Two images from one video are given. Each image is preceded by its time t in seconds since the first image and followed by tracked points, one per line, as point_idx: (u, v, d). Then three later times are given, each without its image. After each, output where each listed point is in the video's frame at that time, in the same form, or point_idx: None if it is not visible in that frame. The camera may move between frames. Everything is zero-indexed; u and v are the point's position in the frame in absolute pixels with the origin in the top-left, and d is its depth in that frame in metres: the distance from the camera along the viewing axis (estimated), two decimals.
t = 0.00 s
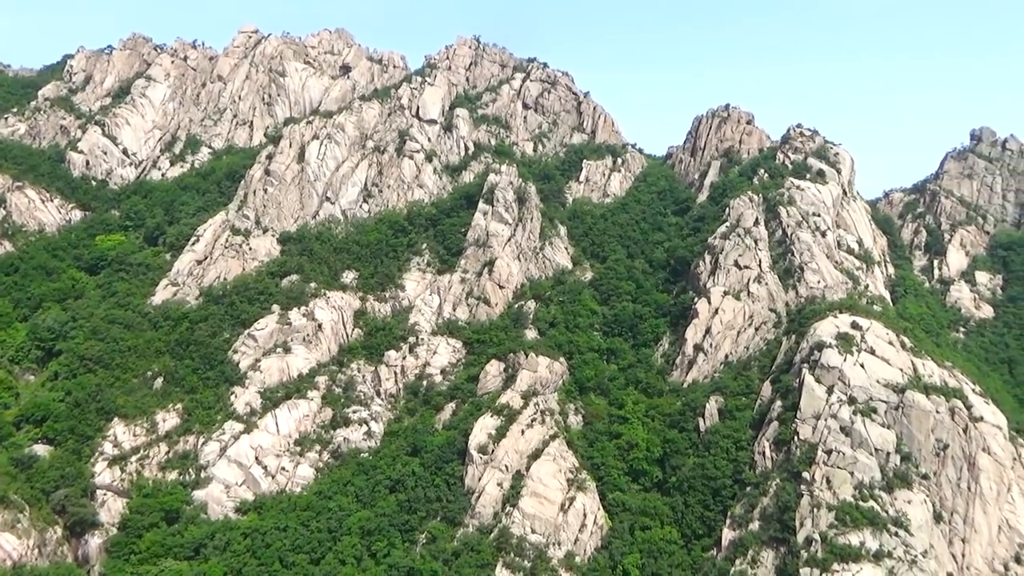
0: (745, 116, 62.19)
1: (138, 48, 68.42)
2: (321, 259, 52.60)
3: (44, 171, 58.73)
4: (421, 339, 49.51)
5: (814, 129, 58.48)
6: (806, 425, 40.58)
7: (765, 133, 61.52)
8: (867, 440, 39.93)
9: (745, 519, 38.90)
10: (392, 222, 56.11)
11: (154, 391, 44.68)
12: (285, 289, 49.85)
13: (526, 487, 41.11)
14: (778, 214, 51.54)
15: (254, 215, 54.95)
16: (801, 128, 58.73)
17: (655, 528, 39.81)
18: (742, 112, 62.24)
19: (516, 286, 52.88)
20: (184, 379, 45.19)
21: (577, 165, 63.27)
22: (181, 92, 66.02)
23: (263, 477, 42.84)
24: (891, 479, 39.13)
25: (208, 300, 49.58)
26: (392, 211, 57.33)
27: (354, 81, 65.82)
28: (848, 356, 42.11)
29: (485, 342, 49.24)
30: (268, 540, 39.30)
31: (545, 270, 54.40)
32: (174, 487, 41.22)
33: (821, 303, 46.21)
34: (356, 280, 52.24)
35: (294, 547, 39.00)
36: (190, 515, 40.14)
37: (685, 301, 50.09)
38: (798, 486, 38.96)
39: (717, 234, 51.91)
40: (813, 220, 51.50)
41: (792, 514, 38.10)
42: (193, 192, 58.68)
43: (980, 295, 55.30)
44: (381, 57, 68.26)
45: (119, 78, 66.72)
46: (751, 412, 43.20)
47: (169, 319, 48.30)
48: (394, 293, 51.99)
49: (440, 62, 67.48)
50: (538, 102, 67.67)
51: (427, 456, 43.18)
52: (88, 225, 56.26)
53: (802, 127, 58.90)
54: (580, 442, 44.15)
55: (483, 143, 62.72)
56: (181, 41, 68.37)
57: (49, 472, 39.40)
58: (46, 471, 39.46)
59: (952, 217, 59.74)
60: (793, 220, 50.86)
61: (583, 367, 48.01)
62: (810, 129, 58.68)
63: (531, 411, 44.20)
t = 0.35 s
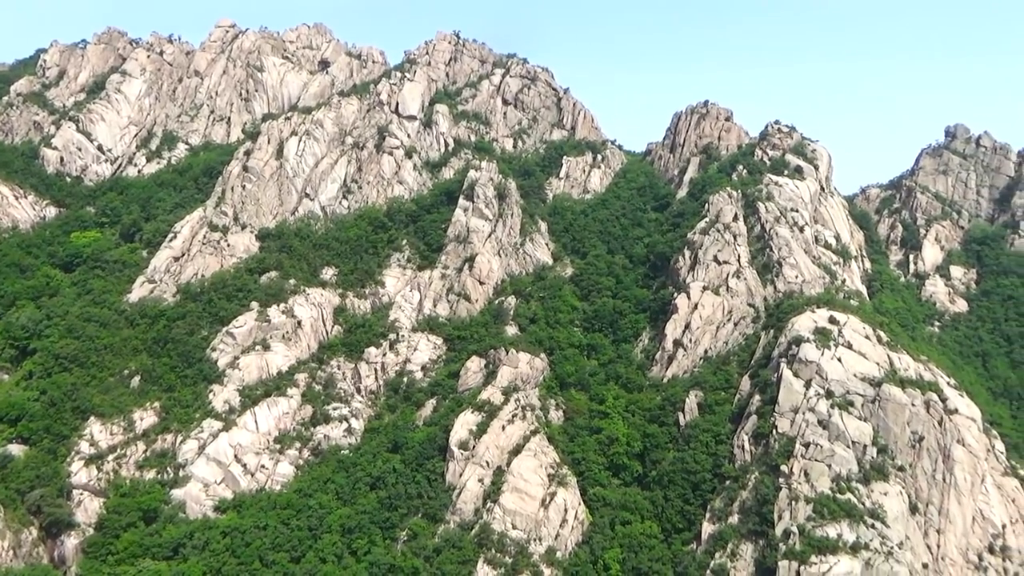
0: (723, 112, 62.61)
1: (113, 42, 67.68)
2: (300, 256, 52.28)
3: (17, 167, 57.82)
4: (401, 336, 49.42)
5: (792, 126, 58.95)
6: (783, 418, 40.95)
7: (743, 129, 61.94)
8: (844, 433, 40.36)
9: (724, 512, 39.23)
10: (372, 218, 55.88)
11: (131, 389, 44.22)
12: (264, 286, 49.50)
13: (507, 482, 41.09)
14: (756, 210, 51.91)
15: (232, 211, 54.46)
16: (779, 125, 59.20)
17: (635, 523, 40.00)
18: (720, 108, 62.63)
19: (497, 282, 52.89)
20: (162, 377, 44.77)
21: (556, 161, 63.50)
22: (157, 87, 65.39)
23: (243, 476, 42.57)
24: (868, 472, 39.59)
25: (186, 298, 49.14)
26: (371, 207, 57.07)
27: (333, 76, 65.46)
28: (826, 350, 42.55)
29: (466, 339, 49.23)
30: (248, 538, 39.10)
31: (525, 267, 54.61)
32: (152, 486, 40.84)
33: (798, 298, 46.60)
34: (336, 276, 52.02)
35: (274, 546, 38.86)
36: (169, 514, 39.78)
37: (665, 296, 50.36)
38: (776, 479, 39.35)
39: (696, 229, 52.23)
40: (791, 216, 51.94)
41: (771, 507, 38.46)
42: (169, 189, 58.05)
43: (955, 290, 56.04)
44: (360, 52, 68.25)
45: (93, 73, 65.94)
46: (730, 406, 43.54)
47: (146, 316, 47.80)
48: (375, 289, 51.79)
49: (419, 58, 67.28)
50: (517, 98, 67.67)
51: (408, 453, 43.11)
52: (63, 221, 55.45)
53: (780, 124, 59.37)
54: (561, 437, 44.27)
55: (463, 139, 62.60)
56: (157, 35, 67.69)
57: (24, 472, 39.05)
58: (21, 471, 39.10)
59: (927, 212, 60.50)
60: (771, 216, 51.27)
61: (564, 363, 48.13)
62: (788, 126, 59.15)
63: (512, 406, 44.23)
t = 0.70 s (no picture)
0: (702, 109, 62.92)
1: (87, 36, 66.78)
2: (279, 252, 51.87)
3: None
4: (381, 332, 49.27)
5: (770, 122, 59.33)
6: (762, 412, 41.25)
7: (722, 126, 62.29)
8: (821, 426, 40.70)
9: (703, 506, 39.48)
10: (351, 214, 55.60)
11: (107, 387, 43.71)
12: (242, 282, 49.08)
13: (487, 478, 41.15)
14: (735, 206, 52.23)
15: (210, 207, 53.82)
16: (757, 121, 59.56)
17: (615, 517, 40.18)
18: (699, 105, 62.95)
19: (477, 278, 52.81)
20: (138, 375, 44.30)
21: (537, 157, 63.46)
22: (132, 82, 64.62)
23: (221, 473, 42.26)
24: (844, 465, 39.98)
25: (162, 295, 48.62)
26: (351, 203, 56.86)
27: (311, 71, 65.01)
28: (803, 345, 42.88)
29: (446, 335, 49.17)
30: (227, 537, 38.86)
31: (505, 262, 54.59)
32: (129, 484, 40.44)
33: (776, 293, 46.98)
34: (315, 272, 51.73)
35: (253, 544, 38.69)
36: (147, 513, 39.43)
37: (644, 292, 50.58)
38: (754, 473, 39.62)
39: (675, 225, 52.46)
40: (769, 212, 52.31)
41: (749, 500, 38.75)
42: (145, 184, 57.36)
43: (929, 284, 56.96)
44: (338, 47, 67.71)
45: (67, 67, 65.03)
46: (709, 400, 43.81)
47: (122, 313, 47.27)
48: (354, 286, 51.59)
49: (399, 53, 66.98)
50: (497, 94, 67.56)
51: (388, 449, 43.04)
52: (36, 217, 54.59)
53: (758, 120, 59.74)
54: (541, 432, 44.36)
55: (442, 135, 62.41)
56: (132, 29, 66.91)
57: None
58: None
59: (903, 208, 61.21)
60: (749, 212, 51.60)
61: (545, 358, 48.20)
62: (766, 122, 59.53)
63: (492, 402, 44.25)
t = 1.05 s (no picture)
0: (681, 104, 63.20)
1: (60, 28, 65.92)
2: (256, 248, 51.55)
3: None
4: (360, 328, 49.09)
5: (748, 119, 59.71)
6: (740, 407, 41.48)
7: (701, 122, 62.64)
8: (798, 419, 40.97)
9: (682, 500, 39.70)
10: (330, 209, 55.35)
11: (82, 385, 43.17)
12: (219, 278, 48.70)
13: (467, 474, 41.12)
14: (713, 201, 52.59)
15: (186, 202, 53.32)
16: (734, 117, 59.91)
17: (595, 511, 40.35)
18: (678, 101, 63.24)
19: (457, 273, 52.79)
20: (114, 372, 43.79)
21: (516, 152, 63.42)
22: (106, 75, 63.85)
23: (199, 471, 41.96)
24: (821, 458, 40.33)
25: (138, 291, 48.12)
26: (330, 198, 56.66)
27: (289, 65, 64.55)
28: (780, 339, 43.16)
29: (425, 330, 49.09)
30: (204, 535, 38.60)
31: (485, 257, 54.59)
32: (105, 483, 39.96)
33: (754, 288, 47.30)
34: (294, 269, 51.47)
35: (231, 541, 38.44)
36: (123, 512, 39.00)
37: (623, 287, 50.82)
38: (733, 466, 39.85)
39: (654, 220, 52.71)
40: (747, 207, 52.69)
41: (728, 494, 38.97)
42: (120, 179, 56.63)
43: (904, 279, 57.72)
44: (317, 41, 67.46)
45: (40, 60, 64.22)
46: (688, 395, 44.09)
47: (97, 310, 46.71)
48: (333, 282, 51.31)
49: (377, 48, 66.65)
50: (476, 89, 67.45)
51: (368, 446, 42.95)
52: (8, 213, 53.75)
53: (736, 116, 60.09)
54: (521, 428, 44.46)
55: (422, 130, 62.24)
56: (106, 22, 66.10)
57: None
58: None
59: (878, 204, 61.89)
60: (727, 207, 51.94)
61: (524, 354, 48.25)
62: (743, 118, 59.90)
63: (473, 398, 44.29)
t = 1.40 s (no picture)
0: (659, 100, 63.46)
1: (31, 21, 64.98)
2: (233, 244, 51.10)
3: None
4: (339, 325, 48.88)
5: (725, 114, 60.07)
6: (718, 400, 41.66)
7: (678, 117, 62.92)
8: (775, 412, 41.21)
9: (661, 493, 39.88)
10: (307, 205, 55.00)
11: (55, 382, 42.57)
12: (195, 274, 48.22)
13: (448, 469, 41.07)
14: (691, 195, 52.78)
15: (161, 198, 52.71)
16: (712, 112, 60.20)
17: (575, 505, 40.51)
18: (656, 96, 63.46)
19: (436, 269, 52.69)
20: (88, 370, 43.25)
21: (495, 147, 63.34)
22: (78, 69, 63.01)
23: (176, 469, 41.56)
24: (797, 450, 40.73)
25: (112, 287, 47.59)
26: (307, 193, 56.21)
27: (265, 59, 63.74)
28: (758, 333, 43.43)
29: (404, 326, 48.96)
30: (182, 533, 38.28)
31: (464, 253, 54.62)
32: (80, 482, 39.43)
33: (732, 282, 47.58)
34: (271, 264, 51.05)
35: (209, 540, 38.19)
36: (98, 511, 38.58)
37: (602, 282, 50.95)
38: (711, 459, 40.03)
39: (633, 215, 52.94)
40: (724, 202, 53.03)
41: (706, 486, 39.13)
42: (93, 174, 55.82)
43: (879, 273, 58.38)
44: (293, 35, 66.77)
45: (10, 53, 63.41)
46: (667, 388, 44.32)
47: (70, 307, 46.11)
48: (311, 277, 50.92)
49: (355, 42, 66.20)
50: (455, 84, 67.23)
51: (347, 442, 42.78)
52: None
53: (714, 111, 60.40)
54: (501, 423, 44.53)
55: (400, 125, 61.96)
56: (77, 15, 65.20)
57: None
58: None
59: (854, 199, 62.59)
60: (705, 202, 52.19)
61: (503, 349, 48.32)
62: (721, 114, 60.23)
63: (452, 393, 44.19)
